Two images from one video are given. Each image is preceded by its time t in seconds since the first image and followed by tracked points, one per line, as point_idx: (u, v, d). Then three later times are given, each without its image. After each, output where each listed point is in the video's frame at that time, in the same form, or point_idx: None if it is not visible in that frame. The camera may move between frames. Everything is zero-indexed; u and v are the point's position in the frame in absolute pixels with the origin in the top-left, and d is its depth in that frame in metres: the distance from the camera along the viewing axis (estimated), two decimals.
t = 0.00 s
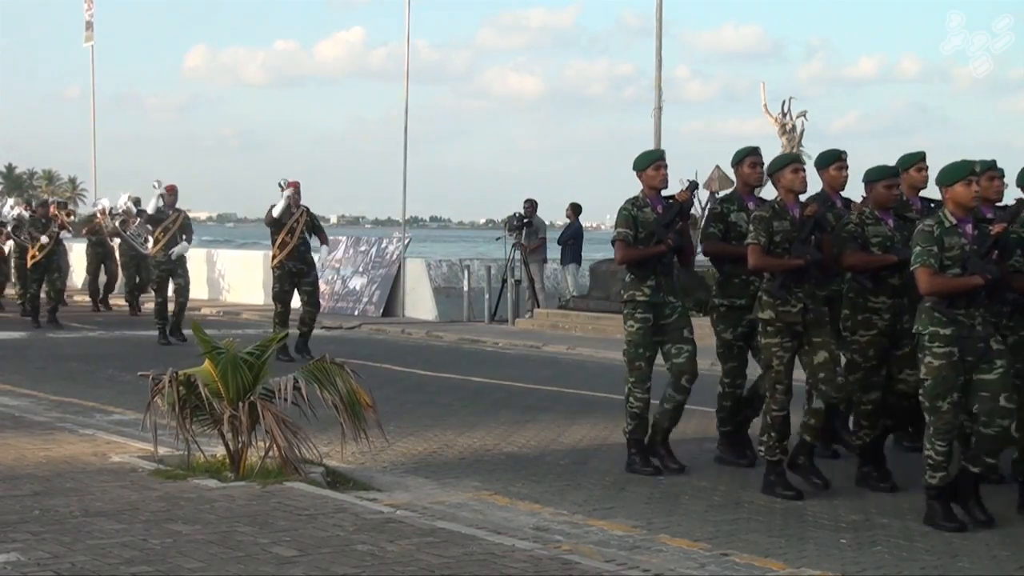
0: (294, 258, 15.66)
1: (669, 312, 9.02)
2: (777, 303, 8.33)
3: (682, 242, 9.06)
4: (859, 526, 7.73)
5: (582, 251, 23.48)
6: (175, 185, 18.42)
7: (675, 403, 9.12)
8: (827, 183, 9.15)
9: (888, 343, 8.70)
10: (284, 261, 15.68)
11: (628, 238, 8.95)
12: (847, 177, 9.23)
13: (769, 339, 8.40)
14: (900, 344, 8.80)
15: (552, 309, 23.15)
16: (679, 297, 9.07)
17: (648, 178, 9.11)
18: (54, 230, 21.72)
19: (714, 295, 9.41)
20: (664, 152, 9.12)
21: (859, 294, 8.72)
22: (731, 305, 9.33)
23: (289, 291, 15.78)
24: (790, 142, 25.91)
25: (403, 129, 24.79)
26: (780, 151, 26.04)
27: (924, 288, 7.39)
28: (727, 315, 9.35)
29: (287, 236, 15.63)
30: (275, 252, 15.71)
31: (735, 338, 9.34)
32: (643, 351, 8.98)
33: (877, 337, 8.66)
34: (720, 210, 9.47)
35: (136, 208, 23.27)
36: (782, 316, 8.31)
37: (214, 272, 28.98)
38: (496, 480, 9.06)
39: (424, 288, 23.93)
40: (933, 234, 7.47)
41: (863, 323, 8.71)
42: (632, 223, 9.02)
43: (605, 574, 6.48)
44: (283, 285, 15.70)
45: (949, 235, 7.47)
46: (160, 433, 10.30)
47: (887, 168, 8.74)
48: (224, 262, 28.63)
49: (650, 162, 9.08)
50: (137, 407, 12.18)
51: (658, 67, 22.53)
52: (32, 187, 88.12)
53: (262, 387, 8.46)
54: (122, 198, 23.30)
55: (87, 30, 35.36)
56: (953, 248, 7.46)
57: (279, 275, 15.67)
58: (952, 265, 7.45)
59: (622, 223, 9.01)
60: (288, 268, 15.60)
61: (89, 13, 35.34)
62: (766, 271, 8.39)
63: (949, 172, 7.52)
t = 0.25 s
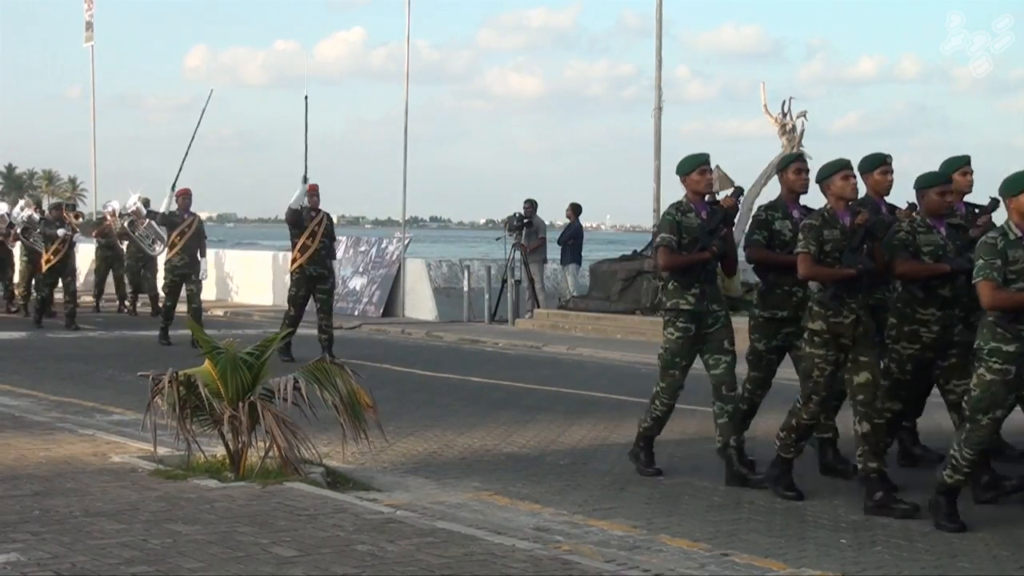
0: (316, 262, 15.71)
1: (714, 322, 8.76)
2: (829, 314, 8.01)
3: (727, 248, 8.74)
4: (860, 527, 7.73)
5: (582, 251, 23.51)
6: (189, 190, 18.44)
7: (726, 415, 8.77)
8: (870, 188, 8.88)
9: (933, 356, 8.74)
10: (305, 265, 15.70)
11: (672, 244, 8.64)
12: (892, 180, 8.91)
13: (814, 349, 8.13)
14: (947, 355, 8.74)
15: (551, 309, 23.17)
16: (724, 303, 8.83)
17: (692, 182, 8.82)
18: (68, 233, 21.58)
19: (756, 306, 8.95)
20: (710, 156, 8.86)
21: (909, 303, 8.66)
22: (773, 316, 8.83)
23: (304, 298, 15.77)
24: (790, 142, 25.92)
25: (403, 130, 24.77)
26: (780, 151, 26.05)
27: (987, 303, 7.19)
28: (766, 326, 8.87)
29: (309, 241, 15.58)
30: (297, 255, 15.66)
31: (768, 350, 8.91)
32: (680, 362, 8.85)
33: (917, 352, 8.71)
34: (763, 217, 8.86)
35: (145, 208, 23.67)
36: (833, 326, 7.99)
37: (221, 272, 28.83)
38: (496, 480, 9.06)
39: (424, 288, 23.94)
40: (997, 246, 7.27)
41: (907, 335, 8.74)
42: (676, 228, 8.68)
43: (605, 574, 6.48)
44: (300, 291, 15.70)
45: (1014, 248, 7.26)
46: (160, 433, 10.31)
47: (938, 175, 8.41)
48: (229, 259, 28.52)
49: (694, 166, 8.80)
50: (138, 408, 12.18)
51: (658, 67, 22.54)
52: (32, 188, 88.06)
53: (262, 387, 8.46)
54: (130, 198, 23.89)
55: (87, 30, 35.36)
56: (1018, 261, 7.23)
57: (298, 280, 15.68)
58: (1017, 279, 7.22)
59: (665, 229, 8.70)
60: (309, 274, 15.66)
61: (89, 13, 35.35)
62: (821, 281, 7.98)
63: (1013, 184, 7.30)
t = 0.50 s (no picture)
0: (333, 259, 15.48)
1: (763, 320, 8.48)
2: (887, 311, 7.78)
3: (773, 243, 8.59)
4: (860, 526, 7.73)
5: (582, 251, 23.50)
6: (204, 188, 18.32)
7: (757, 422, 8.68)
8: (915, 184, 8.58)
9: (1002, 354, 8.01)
10: (323, 263, 15.45)
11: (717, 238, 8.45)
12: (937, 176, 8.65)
13: (891, 341, 7.77)
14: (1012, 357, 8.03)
15: (551, 309, 23.16)
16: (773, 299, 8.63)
17: (738, 176, 8.66)
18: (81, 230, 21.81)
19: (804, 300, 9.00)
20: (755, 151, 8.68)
21: (969, 302, 8.03)
22: (822, 310, 8.88)
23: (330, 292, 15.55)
24: (790, 142, 25.91)
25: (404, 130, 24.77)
26: (780, 151, 26.05)
27: None
28: (819, 318, 8.88)
29: (327, 238, 15.41)
30: (315, 253, 15.41)
31: (833, 339, 8.86)
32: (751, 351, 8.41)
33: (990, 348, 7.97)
34: (808, 210, 9.01)
35: (156, 209, 24.39)
36: (889, 321, 7.77)
37: (231, 271, 28.68)
38: (496, 480, 9.06)
39: (425, 288, 23.94)
40: None
41: (974, 332, 8.03)
42: (721, 222, 8.52)
43: (605, 574, 6.48)
44: (323, 286, 15.47)
45: None
46: (160, 433, 10.30)
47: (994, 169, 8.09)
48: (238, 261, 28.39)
49: (739, 159, 8.62)
50: (138, 408, 12.18)
51: (658, 67, 22.53)
52: (32, 188, 87.96)
53: (262, 387, 8.44)
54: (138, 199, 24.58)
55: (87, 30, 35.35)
56: None
57: (318, 276, 15.42)
58: None
59: (711, 224, 8.52)
60: (330, 270, 15.39)
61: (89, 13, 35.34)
62: (873, 278, 7.85)
63: None
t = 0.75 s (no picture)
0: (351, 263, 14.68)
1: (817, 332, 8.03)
2: (957, 328, 7.31)
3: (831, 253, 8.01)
4: (859, 526, 7.73)
5: (582, 251, 23.49)
6: (220, 188, 17.98)
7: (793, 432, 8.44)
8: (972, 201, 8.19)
9: None
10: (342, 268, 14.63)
11: (769, 250, 7.96)
12: None
13: (956, 362, 7.35)
14: None
15: (551, 309, 23.15)
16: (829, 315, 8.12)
17: (790, 185, 8.12)
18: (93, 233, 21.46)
19: (857, 310, 8.35)
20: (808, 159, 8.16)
21: None
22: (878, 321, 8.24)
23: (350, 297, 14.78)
24: (791, 142, 25.90)
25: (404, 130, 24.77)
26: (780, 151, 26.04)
27: None
28: (876, 329, 8.25)
29: (346, 242, 14.61)
30: (332, 257, 14.60)
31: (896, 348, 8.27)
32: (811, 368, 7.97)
33: None
34: (859, 219, 8.36)
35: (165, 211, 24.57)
36: (960, 339, 7.30)
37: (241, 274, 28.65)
38: (496, 480, 9.06)
39: (425, 288, 23.93)
40: None
41: None
42: (776, 233, 8.01)
43: (605, 574, 6.48)
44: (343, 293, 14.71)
45: None
46: (160, 433, 10.30)
47: None
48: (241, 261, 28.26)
49: (793, 167, 8.12)
50: (137, 408, 12.18)
51: (657, 67, 22.53)
52: (32, 188, 87.92)
53: (262, 387, 8.43)
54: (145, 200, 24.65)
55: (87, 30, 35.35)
56: None
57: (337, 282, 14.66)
58: None
59: (764, 234, 8.01)
60: (349, 276, 14.61)
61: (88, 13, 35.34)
62: (943, 292, 7.31)
63: None
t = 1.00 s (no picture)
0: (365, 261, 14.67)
1: (868, 327, 7.81)
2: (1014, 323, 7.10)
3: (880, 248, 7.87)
4: (859, 527, 7.73)
5: (582, 252, 23.51)
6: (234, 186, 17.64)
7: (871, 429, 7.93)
8: None
9: None
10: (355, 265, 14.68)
11: (819, 244, 7.75)
12: None
13: (1000, 361, 7.19)
14: None
15: (551, 309, 23.17)
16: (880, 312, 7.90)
17: (841, 176, 7.97)
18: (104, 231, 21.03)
19: (903, 306, 8.27)
20: (861, 149, 7.99)
21: None
22: (924, 318, 8.15)
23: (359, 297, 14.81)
24: (791, 142, 25.92)
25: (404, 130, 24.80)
26: (780, 151, 26.05)
27: None
28: (916, 328, 8.20)
29: (361, 240, 14.63)
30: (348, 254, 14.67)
31: (928, 356, 8.19)
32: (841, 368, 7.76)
33: None
34: (908, 211, 8.22)
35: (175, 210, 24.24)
36: (1015, 335, 7.10)
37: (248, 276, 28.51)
38: (496, 480, 9.07)
39: (425, 288, 23.95)
40: None
41: None
42: (824, 226, 7.82)
43: (604, 573, 6.48)
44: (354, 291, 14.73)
45: None
46: (161, 433, 10.31)
47: None
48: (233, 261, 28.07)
49: (845, 157, 7.94)
50: (138, 408, 12.20)
51: (658, 67, 22.55)
52: (32, 188, 87.95)
53: (262, 387, 8.43)
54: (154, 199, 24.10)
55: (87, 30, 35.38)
56: None
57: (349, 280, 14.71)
58: None
59: (813, 226, 7.81)
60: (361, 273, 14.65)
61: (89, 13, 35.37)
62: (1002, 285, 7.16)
63: None
